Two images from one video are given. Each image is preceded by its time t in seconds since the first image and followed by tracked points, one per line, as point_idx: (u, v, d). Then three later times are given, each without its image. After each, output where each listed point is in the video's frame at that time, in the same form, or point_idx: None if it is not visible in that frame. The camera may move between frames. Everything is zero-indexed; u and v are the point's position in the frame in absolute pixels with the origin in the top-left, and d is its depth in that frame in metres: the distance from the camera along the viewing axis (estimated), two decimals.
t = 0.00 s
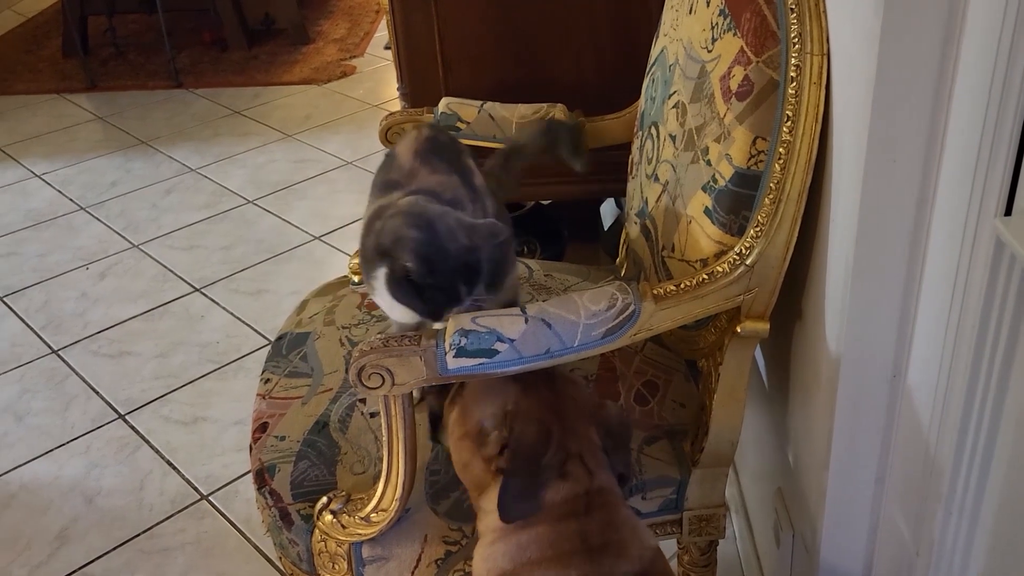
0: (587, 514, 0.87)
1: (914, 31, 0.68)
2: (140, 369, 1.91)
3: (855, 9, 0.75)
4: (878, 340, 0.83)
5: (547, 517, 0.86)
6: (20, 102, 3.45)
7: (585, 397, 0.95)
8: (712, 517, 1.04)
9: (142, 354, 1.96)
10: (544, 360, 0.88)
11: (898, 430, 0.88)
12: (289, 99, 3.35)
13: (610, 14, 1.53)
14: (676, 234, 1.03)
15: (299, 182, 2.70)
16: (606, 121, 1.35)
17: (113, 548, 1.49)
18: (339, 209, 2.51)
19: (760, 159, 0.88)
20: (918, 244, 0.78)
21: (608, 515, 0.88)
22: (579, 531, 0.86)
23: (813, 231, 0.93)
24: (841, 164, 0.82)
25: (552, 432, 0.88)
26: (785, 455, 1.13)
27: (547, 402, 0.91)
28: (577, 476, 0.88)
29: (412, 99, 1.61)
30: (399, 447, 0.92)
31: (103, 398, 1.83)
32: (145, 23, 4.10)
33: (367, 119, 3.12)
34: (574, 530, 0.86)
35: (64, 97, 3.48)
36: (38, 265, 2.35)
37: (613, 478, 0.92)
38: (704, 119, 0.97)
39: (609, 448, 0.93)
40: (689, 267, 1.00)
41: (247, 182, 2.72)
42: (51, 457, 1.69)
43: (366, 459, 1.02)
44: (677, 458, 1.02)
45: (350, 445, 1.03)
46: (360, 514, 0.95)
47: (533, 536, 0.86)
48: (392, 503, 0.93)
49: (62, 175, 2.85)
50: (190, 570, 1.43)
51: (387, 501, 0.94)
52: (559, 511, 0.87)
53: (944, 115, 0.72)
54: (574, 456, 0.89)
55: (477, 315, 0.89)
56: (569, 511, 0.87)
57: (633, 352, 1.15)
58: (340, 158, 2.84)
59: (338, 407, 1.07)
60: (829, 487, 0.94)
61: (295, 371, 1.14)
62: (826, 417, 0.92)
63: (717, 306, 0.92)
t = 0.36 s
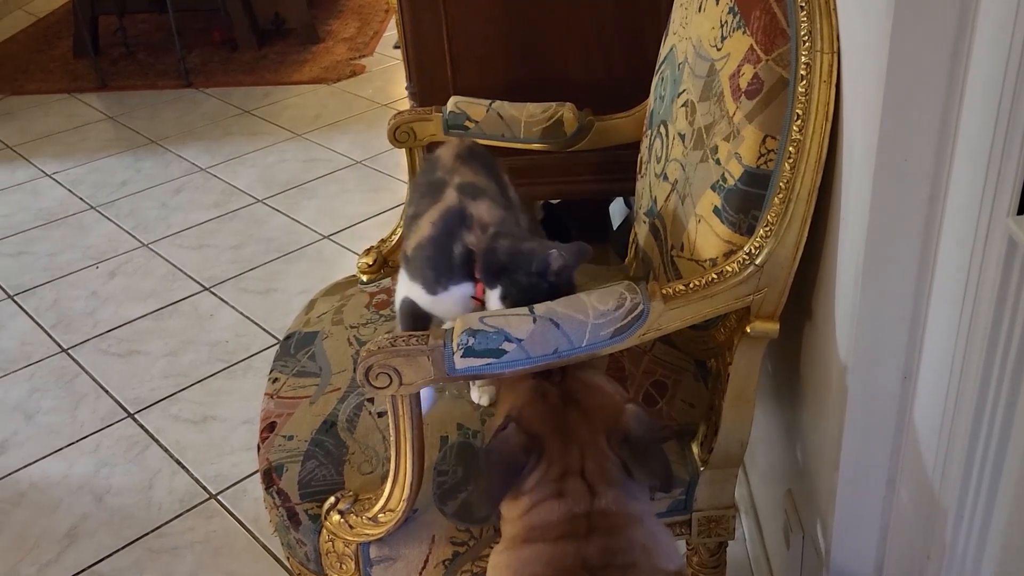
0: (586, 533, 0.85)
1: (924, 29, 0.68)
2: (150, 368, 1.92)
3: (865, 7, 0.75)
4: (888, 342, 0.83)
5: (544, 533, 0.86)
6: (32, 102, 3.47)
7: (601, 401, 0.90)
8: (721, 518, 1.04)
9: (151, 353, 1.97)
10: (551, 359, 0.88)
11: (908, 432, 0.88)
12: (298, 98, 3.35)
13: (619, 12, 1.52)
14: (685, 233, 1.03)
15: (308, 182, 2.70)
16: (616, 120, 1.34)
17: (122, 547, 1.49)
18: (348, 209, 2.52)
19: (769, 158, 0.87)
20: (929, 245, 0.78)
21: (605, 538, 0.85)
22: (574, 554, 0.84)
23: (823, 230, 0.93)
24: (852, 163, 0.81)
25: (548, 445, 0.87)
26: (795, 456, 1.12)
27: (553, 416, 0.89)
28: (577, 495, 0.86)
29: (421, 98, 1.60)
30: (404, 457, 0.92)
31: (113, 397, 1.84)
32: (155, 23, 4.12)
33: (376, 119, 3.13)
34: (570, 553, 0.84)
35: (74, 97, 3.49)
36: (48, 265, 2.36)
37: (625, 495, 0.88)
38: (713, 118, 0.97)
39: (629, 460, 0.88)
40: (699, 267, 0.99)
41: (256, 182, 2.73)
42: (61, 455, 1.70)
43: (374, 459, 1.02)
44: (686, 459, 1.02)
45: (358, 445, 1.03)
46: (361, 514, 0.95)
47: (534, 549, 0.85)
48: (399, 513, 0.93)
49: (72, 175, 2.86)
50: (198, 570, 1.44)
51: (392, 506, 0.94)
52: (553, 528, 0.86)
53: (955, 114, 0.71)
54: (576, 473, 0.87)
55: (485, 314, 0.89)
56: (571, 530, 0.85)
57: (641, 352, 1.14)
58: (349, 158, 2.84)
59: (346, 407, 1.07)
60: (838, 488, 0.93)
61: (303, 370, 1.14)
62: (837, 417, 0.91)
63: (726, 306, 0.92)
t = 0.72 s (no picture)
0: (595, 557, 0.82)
1: (921, 28, 0.68)
2: (151, 367, 1.92)
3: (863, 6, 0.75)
4: (887, 342, 0.83)
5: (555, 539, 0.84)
6: (34, 102, 3.48)
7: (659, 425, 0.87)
8: (721, 518, 1.04)
9: (153, 353, 1.97)
10: (549, 359, 0.88)
11: (907, 432, 0.87)
12: (300, 98, 3.36)
13: (619, 12, 1.52)
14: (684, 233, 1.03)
15: (309, 182, 2.70)
16: (614, 120, 1.34)
17: (123, 546, 1.49)
18: (349, 208, 2.52)
19: (768, 158, 0.87)
20: (927, 245, 0.77)
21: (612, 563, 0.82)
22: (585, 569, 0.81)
23: (822, 230, 0.92)
24: (850, 163, 0.81)
25: (594, 448, 0.85)
26: (795, 456, 1.12)
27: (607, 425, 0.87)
28: (604, 509, 0.84)
29: (421, 98, 1.60)
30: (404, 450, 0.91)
31: (114, 397, 1.84)
32: (158, 23, 4.12)
33: (377, 118, 3.13)
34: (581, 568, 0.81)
35: (77, 97, 3.50)
36: (50, 264, 2.36)
37: (656, 525, 0.84)
38: (712, 118, 0.97)
39: (662, 490, 0.83)
40: (698, 267, 0.99)
41: (258, 182, 2.73)
42: (62, 454, 1.70)
43: (373, 459, 1.02)
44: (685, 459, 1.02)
45: (357, 445, 1.03)
46: (362, 512, 0.95)
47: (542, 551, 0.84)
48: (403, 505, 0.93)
49: (75, 175, 2.86)
50: (198, 569, 1.44)
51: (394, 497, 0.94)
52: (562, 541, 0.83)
53: (953, 113, 0.71)
54: (610, 489, 0.84)
55: (483, 315, 0.89)
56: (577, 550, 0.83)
57: (641, 352, 1.14)
58: (350, 158, 2.85)
59: (345, 406, 1.07)
60: (839, 488, 0.93)
61: (303, 370, 1.15)
62: (837, 417, 0.91)
63: (724, 306, 0.92)
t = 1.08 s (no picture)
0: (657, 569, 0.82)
1: (918, 31, 0.67)
2: (151, 368, 1.93)
3: (860, 7, 0.74)
4: (886, 345, 0.82)
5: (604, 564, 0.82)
6: (35, 103, 3.48)
7: (646, 425, 0.87)
8: (719, 521, 1.03)
9: (152, 354, 1.97)
10: (547, 362, 0.88)
11: (905, 434, 0.87)
12: (300, 98, 3.36)
13: (618, 13, 1.52)
14: (682, 235, 1.02)
15: (309, 183, 2.70)
16: (613, 121, 1.34)
17: (123, 547, 1.49)
18: (349, 209, 2.52)
19: (765, 161, 0.87)
20: (925, 247, 0.77)
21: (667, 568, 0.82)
22: None
23: (820, 232, 0.92)
24: (848, 165, 0.81)
25: (621, 469, 0.82)
26: (794, 459, 1.12)
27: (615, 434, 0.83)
28: (639, 515, 0.83)
29: (419, 99, 1.60)
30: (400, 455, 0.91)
31: (114, 398, 1.85)
32: (158, 24, 4.13)
33: (378, 119, 3.13)
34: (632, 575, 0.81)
35: (78, 98, 3.50)
36: (51, 265, 2.36)
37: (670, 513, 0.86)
38: (709, 120, 0.96)
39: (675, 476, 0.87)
40: (695, 269, 0.99)
41: (259, 182, 2.73)
42: (62, 456, 1.70)
43: (370, 462, 1.02)
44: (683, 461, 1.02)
45: (355, 447, 1.03)
46: (360, 518, 0.95)
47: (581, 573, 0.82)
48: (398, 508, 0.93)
49: (76, 176, 2.87)
50: (198, 570, 1.44)
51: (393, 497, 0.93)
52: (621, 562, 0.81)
53: (951, 115, 0.71)
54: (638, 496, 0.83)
55: (480, 318, 0.89)
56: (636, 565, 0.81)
57: (640, 353, 1.14)
58: (351, 159, 2.85)
59: (344, 408, 1.07)
60: (839, 490, 0.92)
61: (301, 371, 1.15)
62: (835, 419, 0.91)
63: (722, 308, 0.91)
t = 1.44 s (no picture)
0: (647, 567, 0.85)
1: (923, 32, 0.67)
2: (153, 369, 1.92)
3: (866, 8, 0.73)
4: (891, 348, 0.82)
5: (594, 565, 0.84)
6: (38, 103, 3.48)
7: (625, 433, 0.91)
8: (722, 525, 1.03)
9: (155, 354, 1.97)
10: (549, 365, 0.87)
11: (911, 438, 0.86)
12: (303, 98, 3.36)
13: (620, 13, 1.51)
14: (686, 237, 1.02)
15: (312, 183, 2.70)
16: (617, 122, 1.33)
17: (124, 549, 1.49)
18: (351, 209, 2.52)
19: (770, 163, 0.86)
20: (931, 250, 0.77)
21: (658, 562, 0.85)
22: None
23: (825, 234, 0.91)
24: (853, 167, 0.80)
25: (603, 480, 0.85)
26: (798, 461, 1.11)
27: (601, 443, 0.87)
28: (626, 520, 0.86)
29: (421, 99, 1.59)
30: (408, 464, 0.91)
31: (115, 399, 1.84)
32: (161, 24, 4.13)
33: (380, 119, 3.12)
34: None
35: (81, 98, 3.50)
36: (53, 265, 2.36)
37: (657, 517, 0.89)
38: (713, 121, 0.96)
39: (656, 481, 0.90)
40: (699, 271, 0.99)
41: (262, 182, 2.73)
42: (64, 457, 1.70)
43: (372, 464, 1.01)
44: (687, 465, 1.01)
45: (357, 450, 1.03)
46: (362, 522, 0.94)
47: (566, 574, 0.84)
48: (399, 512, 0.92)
49: (78, 175, 2.87)
50: (199, 572, 1.44)
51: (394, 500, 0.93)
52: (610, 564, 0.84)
53: (958, 117, 0.70)
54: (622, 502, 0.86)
55: (482, 320, 0.88)
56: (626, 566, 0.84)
57: (643, 356, 1.14)
58: (353, 159, 2.84)
59: (345, 411, 1.07)
60: (844, 493, 0.92)
61: (303, 374, 1.14)
62: (839, 423, 0.90)
63: (726, 311, 0.91)
